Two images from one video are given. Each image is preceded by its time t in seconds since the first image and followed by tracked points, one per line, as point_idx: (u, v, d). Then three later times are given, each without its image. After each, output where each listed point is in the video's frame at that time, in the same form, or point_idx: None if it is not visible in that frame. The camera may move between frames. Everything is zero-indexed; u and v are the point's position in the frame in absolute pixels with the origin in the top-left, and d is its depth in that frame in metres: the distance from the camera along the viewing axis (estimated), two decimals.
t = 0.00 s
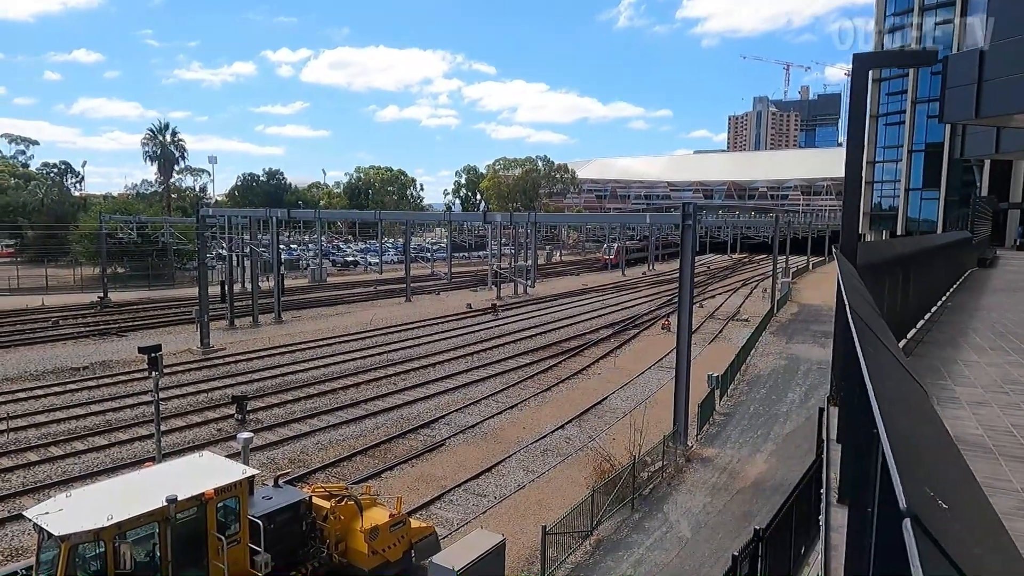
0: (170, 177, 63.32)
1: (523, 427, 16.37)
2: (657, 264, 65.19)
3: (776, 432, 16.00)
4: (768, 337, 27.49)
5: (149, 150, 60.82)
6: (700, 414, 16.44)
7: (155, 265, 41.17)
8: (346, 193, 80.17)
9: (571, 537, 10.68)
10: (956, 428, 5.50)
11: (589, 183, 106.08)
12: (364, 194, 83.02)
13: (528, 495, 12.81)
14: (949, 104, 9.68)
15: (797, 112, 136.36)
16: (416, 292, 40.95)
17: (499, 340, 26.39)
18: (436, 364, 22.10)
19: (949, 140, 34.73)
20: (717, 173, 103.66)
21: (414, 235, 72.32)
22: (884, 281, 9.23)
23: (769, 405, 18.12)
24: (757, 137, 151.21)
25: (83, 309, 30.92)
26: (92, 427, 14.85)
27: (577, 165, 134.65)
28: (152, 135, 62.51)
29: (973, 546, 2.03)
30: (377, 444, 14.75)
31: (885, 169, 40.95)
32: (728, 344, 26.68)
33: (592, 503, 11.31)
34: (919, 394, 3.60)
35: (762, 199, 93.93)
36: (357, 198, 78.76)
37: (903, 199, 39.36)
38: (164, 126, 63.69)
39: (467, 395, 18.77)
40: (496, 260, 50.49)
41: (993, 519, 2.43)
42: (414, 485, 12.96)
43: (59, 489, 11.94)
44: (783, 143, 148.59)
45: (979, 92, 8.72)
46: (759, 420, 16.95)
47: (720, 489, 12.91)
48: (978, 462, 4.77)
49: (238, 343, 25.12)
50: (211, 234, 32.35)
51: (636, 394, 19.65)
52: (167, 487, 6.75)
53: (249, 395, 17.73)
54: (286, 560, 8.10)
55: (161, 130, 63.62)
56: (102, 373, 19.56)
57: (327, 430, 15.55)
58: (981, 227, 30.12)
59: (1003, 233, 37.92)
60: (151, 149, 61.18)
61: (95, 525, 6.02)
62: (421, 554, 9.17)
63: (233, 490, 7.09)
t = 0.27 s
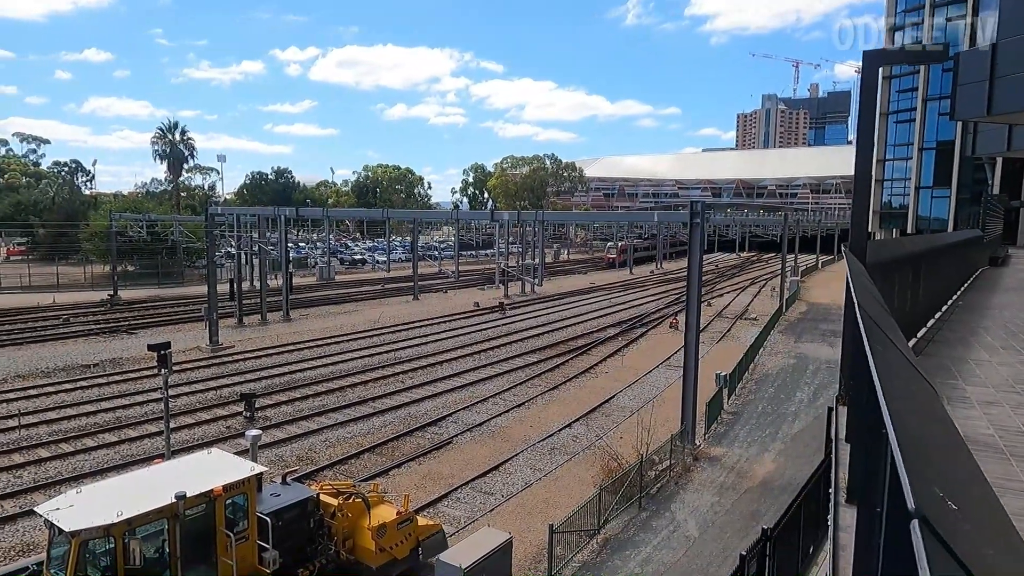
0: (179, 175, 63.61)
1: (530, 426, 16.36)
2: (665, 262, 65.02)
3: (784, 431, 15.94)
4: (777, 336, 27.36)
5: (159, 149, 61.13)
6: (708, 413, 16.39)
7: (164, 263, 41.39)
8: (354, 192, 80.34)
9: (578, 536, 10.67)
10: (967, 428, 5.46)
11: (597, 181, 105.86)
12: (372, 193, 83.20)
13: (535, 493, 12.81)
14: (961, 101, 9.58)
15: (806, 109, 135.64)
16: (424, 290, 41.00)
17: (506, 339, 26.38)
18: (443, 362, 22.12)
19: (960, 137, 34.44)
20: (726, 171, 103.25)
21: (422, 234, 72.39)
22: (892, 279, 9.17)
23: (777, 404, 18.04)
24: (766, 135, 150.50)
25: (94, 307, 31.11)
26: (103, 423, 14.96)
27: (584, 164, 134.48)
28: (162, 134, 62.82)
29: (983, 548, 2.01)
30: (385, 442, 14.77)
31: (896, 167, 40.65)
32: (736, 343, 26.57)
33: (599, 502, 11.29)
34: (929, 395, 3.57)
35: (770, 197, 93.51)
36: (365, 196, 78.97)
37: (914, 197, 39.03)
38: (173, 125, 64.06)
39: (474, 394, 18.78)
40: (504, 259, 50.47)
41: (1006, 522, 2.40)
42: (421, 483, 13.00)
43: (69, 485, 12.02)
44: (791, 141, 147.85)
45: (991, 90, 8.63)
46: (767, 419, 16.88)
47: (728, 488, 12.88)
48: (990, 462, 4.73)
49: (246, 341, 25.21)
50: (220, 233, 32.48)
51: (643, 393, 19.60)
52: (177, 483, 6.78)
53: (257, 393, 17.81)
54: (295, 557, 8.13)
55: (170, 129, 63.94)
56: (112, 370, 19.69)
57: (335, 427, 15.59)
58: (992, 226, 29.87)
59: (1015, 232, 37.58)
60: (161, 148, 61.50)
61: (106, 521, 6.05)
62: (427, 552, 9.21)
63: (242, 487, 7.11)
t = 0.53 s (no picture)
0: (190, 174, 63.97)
1: (538, 425, 16.35)
2: (673, 261, 64.85)
3: (793, 431, 15.86)
4: (786, 335, 27.24)
5: (169, 148, 61.49)
6: (717, 412, 16.32)
7: (175, 262, 41.66)
8: (362, 191, 80.54)
9: (586, 534, 10.66)
10: (979, 427, 5.42)
11: (605, 179, 105.65)
12: (380, 191, 83.40)
13: (543, 492, 12.82)
14: (973, 98, 9.49)
15: (817, 108, 134.87)
16: (432, 289, 41.06)
17: (514, 337, 26.38)
18: (451, 360, 22.16)
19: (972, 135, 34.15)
20: (735, 170, 102.86)
21: (430, 233, 72.55)
22: (901, 279, 9.11)
23: (786, 404, 17.96)
24: (776, 134, 149.81)
25: (105, 305, 31.34)
26: (113, 421, 15.07)
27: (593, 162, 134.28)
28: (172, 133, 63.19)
29: (998, 551, 1.98)
30: (393, 441, 14.81)
31: (907, 165, 40.34)
32: (745, 342, 26.46)
33: (607, 501, 11.28)
34: (941, 395, 3.53)
35: (780, 196, 92.97)
36: (373, 195, 79.14)
37: (925, 196, 38.68)
38: (183, 124, 64.42)
39: (481, 392, 18.79)
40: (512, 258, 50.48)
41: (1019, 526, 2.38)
42: (429, 481, 13.03)
43: (80, 481, 12.12)
44: (802, 139, 147.21)
45: (1004, 87, 8.55)
46: (776, 418, 16.80)
47: (737, 488, 12.82)
48: (1002, 462, 4.69)
49: (255, 339, 25.31)
50: (229, 231, 32.64)
51: (651, 392, 19.55)
52: (186, 480, 6.82)
53: (267, 391, 17.90)
54: (303, 555, 8.17)
55: (181, 129, 64.30)
56: (122, 367, 19.82)
57: (343, 425, 15.64)
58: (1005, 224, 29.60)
59: None
60: (171, 147, 61.86)
61: (117, 517, 6.10)
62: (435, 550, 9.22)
63: (250, 485, 7.15)
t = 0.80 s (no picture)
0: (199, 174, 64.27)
1: (545, 424, 16.34)
2: (681, 261, 64.67)
3: (802, 432, 15.78)
4: (794, 335, 27.10)
5: (178, 147, 61.80)
6: (725, 413, 16.26)
7: (184, 261, 41.86)
8: (370, 190, 80.70)
9: (593, 534, 10.65)
10: (990, 428, 5.39)
11: (613, 178, 105.43)
12: (388, 191, 83.55)
13: (550, 491, 12.81)
14: (983, 96, 9.42)
15: (826, 107, 134.20)
16: (439, 288, 41.09)
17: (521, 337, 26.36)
18: (459, 359, 22.18)
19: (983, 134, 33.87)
20: (743, 169, 102.44)
21: (437, 232, 72.65)
22: (910, 279, 9.06)
23: (795, 404, 17.88)
24: (785, 133, 149.13)
25: (115, 304, 31.53)
26: (123, 419, 15.16)
27: (600, 161, 134.05)
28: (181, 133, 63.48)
29: (1009, 553, 1.97)
30: (400, 440, 14.83)
31: (917, 164, 40.05)
32: (753, 342, 26.35)
33: (614, 501, 11.26)
34: (953, 395, 3.50)
35: (789, 195, 92.50)
36: (381, 194, 79.27)
37: (935, 195, 38.37)
38: (192, 124, 64.74)
39: (489, 392, 18.79)
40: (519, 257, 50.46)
41: None
42: (436, 480, 13.04)
43: (91, 479, 12.20)
44: (810, 138, 146.45)
45: (1015, 85, 8.48)
46: (785, 419, 16.72)
47: (745, 489, 12.78)
48: (1014, 464, 4.66)
49: (263, 338, 25.40)
50: (238, 231, 32.77)
51: (659, 392, 19.50)
52: (195, 478, 6.86)
53: (275, 389, 17.97)
54: (312, 553, 8.20)
55: (189, 128, 64.60)
56: (132, 366, 19.94)
57: (351, 424, 15.68)
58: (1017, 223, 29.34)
59: None
60: (180, 147, 62.16)
61: (126, 515, 6.13)
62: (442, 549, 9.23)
63: (259, 483, 7.17)
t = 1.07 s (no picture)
0: (207, 174, 64.60)
1: (551, 424, 16.33)
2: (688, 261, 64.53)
3: (810, 432, 15.72)
4: (802, 336, 26.99)
5: (187, 147, 62.15)
6: (732, 413, 16.21)
7: (192, 261, 42.09)
8: (377, 190, 80.91)
9: (599, 534, 10.64)
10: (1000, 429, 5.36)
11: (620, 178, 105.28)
12: (395, 191, 83.75)
13: (557, 491, 12.81)
14: (994, 95, 9.35)
15: (834, 106, 133.60)
16: (446, 288, 41.15)
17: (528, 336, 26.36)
18: (466, 359, 22.21)
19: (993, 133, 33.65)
20: (751, 169, 102.14)
21: (444, 232, 72.78)
22: (919, 279, 9.03)
23: (803, 405, 17.81)
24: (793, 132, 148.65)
25: (124, 303, 31.74)
26: (132, 417, 15.26)
27: (607, 161, 133.93)
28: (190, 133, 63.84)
29: None
30: (407, 439, 14.86)
31: (926, 164, 39.78)
32: (761, 342, 26.27)
33: (621, 501, 11.25)
34: (963, 394, 3.49)
35: (797, 195, 92.08)
36: (388, 194, 79.38)
37: (944, 194, 37.98)
38: (201, 124, 65.06)
39: (495, 391, 18.80)
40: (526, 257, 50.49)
41: None
42: (443, 479, 13.06)
43: (100, 477, 12.28)
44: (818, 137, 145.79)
45: None
46: (793, 419, 16.67)
47: (752, 489, 12.73)
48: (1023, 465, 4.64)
49: (271, 337, 25.50)
50: (246, 230, 32.94)
51: (666, 392, 19.46)
52: (203, 476, 6.88)
53: (282, 389, 18.03)
54: (319, 551, 8.22)
55: (198, 128, 64.93)
56: (141, 365, 20.05)
57: (357, 423, 15.72)
58: None
59: None
60: (189, 147, 62.51)
61: (135, 513, 6.17)
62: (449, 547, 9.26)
63: (267, 481, 7.20)
